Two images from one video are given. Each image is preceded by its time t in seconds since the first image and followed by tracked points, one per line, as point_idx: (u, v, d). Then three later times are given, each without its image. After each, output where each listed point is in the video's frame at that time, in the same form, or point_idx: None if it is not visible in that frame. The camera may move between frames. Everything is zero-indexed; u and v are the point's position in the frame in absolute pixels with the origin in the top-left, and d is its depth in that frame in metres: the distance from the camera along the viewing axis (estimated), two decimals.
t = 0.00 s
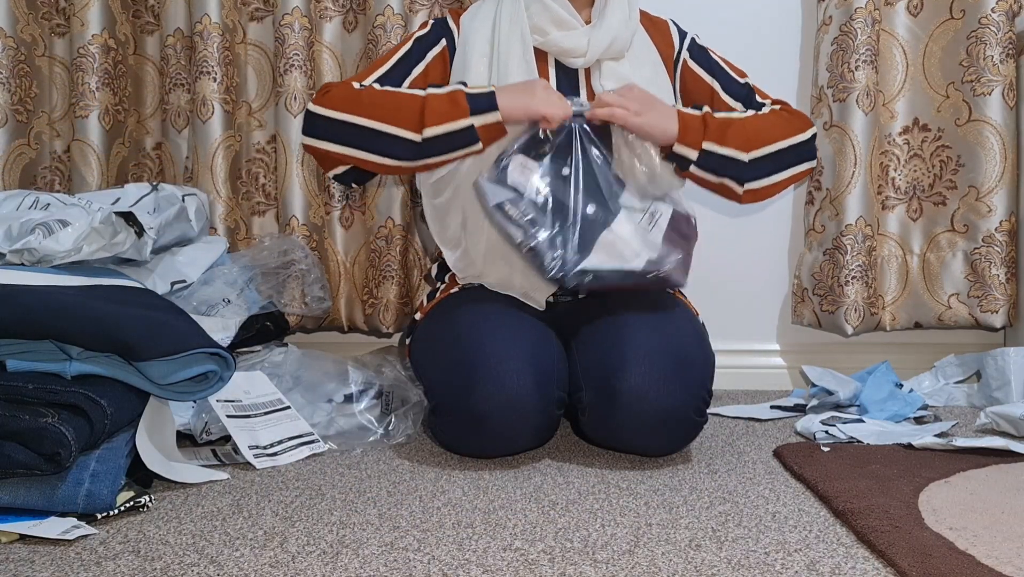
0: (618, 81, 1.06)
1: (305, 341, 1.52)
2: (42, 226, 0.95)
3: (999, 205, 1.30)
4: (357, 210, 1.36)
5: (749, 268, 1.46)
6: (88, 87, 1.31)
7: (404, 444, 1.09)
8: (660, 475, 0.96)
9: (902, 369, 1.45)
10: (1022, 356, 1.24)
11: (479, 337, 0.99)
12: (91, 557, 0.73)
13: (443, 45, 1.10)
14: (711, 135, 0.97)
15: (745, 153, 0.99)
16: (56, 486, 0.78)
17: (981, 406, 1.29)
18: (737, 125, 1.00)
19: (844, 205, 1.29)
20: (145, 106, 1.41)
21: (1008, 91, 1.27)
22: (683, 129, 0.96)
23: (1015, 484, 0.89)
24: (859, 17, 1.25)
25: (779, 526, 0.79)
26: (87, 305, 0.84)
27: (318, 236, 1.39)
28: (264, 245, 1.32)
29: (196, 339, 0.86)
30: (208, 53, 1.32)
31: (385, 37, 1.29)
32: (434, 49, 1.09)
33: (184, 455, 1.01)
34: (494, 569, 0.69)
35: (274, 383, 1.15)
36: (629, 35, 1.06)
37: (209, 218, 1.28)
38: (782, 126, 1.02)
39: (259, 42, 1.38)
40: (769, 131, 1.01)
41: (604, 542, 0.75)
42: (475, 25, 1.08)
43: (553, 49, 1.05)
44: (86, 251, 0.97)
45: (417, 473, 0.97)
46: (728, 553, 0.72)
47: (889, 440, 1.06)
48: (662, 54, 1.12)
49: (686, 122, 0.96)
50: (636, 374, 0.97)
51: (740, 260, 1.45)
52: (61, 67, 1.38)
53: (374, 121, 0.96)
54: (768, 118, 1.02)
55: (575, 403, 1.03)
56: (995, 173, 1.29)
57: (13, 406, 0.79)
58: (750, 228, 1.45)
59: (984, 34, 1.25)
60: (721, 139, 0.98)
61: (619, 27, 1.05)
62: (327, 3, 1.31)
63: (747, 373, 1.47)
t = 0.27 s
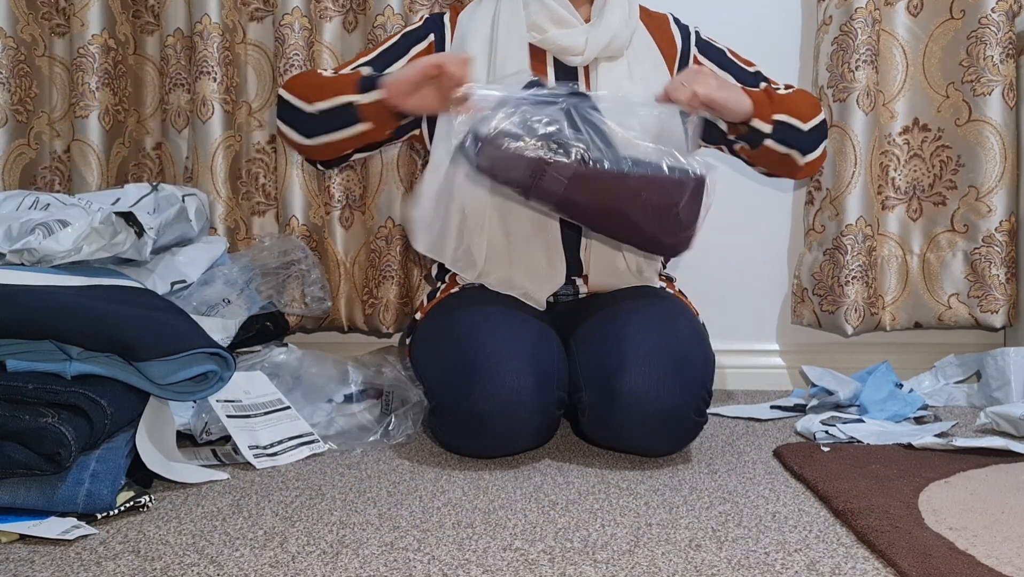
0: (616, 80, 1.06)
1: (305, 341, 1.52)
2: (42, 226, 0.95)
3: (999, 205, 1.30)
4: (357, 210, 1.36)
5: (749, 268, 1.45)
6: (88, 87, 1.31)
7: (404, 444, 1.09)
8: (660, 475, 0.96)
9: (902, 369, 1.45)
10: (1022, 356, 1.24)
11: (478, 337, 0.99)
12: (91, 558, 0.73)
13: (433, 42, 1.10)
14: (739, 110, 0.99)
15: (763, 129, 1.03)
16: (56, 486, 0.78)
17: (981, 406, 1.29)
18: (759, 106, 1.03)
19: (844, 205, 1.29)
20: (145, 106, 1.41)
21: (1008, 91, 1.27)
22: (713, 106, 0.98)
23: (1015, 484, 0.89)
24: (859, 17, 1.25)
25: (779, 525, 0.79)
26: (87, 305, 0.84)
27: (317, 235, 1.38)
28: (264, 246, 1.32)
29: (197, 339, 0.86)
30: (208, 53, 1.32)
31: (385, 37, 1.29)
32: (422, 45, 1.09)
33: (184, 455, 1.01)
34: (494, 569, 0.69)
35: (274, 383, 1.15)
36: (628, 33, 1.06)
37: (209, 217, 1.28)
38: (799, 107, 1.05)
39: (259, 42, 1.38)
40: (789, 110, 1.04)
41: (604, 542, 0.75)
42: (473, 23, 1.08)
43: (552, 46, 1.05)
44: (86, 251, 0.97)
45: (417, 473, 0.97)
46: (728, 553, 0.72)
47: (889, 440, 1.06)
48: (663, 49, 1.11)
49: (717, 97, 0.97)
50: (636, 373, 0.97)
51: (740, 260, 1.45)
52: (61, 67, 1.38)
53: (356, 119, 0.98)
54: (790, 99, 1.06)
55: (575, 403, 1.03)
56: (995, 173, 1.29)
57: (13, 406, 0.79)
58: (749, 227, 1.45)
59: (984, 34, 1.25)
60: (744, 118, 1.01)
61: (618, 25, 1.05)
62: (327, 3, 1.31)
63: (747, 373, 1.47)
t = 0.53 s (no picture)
0: (615, 80, 1.06)
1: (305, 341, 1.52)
2: (43, 226, 0.95)
3: (999, 205, 1.30)
4: (357, 210, 1.36)
5: (749, 268, 1.46)
6: (88, 87, 1.31)
7: (404, 444, 1.09)
8: (660, 475, 0.96)
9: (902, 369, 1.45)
10: (1022, 356, 1.24)
11: (478, 337, 0.99)
12: (91, 557, 0.73)
13: (432, 52, 1.09)
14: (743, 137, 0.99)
15: (762, 152, 1.03)
16: (56, 486, 0.78)
17: (981, 406, 1.28)
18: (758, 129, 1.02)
19: (844, 205, 1.29)
20: (145, 107, 1.41)
21: (1008, 91, 1.27)
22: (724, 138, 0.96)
23: (1015, 484, 0.89)
24: (859, 17, 1.25)
25: (779, 525, 0.79)
26: (87, 305, 0.84)
27: (317, 236, 1.38)
28: (264, 246, 1.32)
29: (197, 339, 0.87)
30: (208, 53, 1.32)
31: (385, 37, 1.29)
32: (422, 57, 1.09)
33: (184, 455, 1.01)
34: (494, 569, 0.69)
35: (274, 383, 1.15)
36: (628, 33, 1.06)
37: (209, 217, 1.28)
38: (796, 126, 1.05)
39: (259, 42, 1.38)
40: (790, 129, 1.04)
41: (604, 542, 0.75)
42: (474, 25, 1.08)
43: (551, 46, 1.05)
44: (86, 250, 0.97)
45: (417, 473, 0.97)
46: (728, 553, 0.72)
47: (889, 440, 1.06)
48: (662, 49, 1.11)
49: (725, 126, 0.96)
50: (636, 373, 0.97)
51: (740, 260, 1.45)
52: (61, 67, 1.38)
53: (284, 201, 0.96)
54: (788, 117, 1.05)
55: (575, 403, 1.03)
56: (995, 173, 1.29)
57: (13, 406, 0.79)
58: (750, 227, 1.45)
59: (984, 34, 1.25)
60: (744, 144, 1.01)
61: (617, 25, 1.05)
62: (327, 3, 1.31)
63: (747, 373, 1.47)
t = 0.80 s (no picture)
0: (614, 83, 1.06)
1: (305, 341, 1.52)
2: (42, 227, 0.95)
3: (999, 205, 1.30)
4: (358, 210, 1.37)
5: (749, 268, 1.46)
6: (88, 87, 1.31)
7: (404, 444, 1.09)
8: (660, 475, 0.96)
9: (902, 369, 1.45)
10: (1022, 356, 1.24)
11: (478, 337, 0.99)
12: (91, 557, 0.73)
13: (427, 68, 1.10)
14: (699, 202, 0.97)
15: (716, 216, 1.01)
16: (56, 487, 0.78)
17: (981, 406, 1.28)
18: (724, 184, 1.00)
19: (844, 205, 1.29)
20: (145, 107, 1.41)
21: (1008, 92, 1.27)
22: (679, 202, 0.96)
23: (1015, 484, 0.89)
24: (859, 18, 1.25)
25: (779, 525, 0.79)
26: (87, 305, 0.84)
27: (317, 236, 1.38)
28: (264, 247, 1.32)
29: (197, 339, 0.86)
30: (208, 53, 1.32)
31: (385, 37, 1.29)
32: (420, 73, 1.10)
33: (184, 455, 1.01)
34: (495, 569, 0.69)
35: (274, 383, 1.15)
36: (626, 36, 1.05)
37: (209, 218, 1.28)
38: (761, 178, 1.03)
39: (259, 42, 1.38)
40: (757, 183, 1.02)
41: (604, 542, 0.75)
42: (470, 32, 1.08)
43: (548, 52, 1.05)
44: (86, 251, 0.97)
45: (417, 473, 0.97)
46: (728, 553, 0.72)
47: (889, 440, 1.06)
48: (660, 55, 1.10)
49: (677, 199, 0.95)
50: (636, 374, 0.97)
51: (740, 260, 1.45)
52: (61, 67, 1.38)
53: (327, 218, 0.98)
54: (757, 169, 1.03)
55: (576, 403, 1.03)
56: (995, 173, 1.29)
57: (13, 406, 0.79)
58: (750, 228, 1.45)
59: (984, 34, 1.25)
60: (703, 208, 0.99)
61: (614, 28, 1.04)
62: (327, 3, 1.31)
63: (747, 373, 1.47)
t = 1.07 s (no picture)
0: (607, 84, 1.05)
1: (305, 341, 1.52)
2: (42, 227, 0.95)
3: (999, 205, 1.30)
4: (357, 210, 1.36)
5: (749, 268, 1.46)
6: (88, 87, 1.31)
7: (404, 444, 1.09)
8: (660, 475, 0.96)
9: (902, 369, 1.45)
10: (1021, 356, 1.24)
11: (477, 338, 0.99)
12: (91, 557, 0.73)
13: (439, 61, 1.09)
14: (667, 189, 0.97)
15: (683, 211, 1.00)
16: (56, 486, 0.78)
17: (981, 406, 1.28)
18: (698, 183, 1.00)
19: (844, 205, 1.29)
20: (145, 106, 1.41)
21: (1008, 91, 1.27)
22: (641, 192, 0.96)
23: (1015, 484, 0.89)
24: (859, 17, 1.25)
25: (779, 525, 0.79)
26: (86, 305, 0.84)
27: (317, 236, 1.38)
28: (264, 247, 1.32)
29: (196, 339, 0.86)
30: (208, 53, 1.32)
31: (385, 37, 1.29)
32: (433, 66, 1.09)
33: (184, 455, 1.01)
34: (495, 570, 0.69)
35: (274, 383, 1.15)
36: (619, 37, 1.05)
37: (210, 218, 1.28)
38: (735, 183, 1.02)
39: (259, 42, 1.37)
40: (726, 185, 1.01)
41: (604, 542, 0.75)
42: (467, 33, 1.08)
43: (542, 52, 1.04)
44: (86, 250, 0.97)
45: (417, 473, 0.97)
46: (728, 553, 0.72)
47: (888, 440, 1.06)
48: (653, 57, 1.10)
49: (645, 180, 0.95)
50: (636, 374, 0.97)
51: (740, 260, 1.46)
52: (61, 67, 1.38)
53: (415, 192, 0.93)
54: (732, 175, 1.03)
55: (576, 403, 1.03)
56: (995, 173, 1.29)
57: (13, 406, 0.79)
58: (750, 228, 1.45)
59: (984, 34, 1.25)
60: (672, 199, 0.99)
61: (608, 28, 1.04)
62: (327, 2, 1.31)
63: (747, 373, 1.47)
